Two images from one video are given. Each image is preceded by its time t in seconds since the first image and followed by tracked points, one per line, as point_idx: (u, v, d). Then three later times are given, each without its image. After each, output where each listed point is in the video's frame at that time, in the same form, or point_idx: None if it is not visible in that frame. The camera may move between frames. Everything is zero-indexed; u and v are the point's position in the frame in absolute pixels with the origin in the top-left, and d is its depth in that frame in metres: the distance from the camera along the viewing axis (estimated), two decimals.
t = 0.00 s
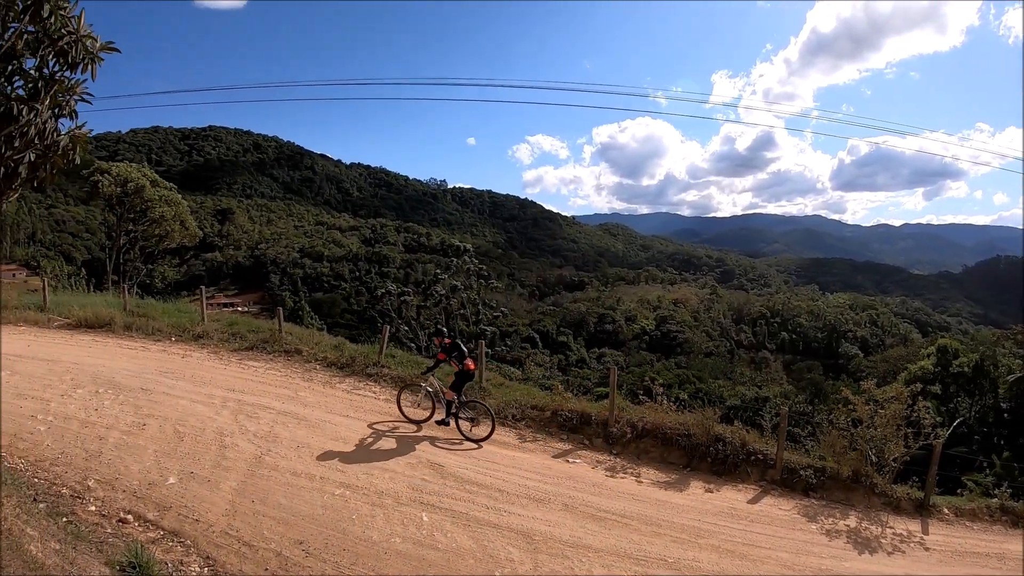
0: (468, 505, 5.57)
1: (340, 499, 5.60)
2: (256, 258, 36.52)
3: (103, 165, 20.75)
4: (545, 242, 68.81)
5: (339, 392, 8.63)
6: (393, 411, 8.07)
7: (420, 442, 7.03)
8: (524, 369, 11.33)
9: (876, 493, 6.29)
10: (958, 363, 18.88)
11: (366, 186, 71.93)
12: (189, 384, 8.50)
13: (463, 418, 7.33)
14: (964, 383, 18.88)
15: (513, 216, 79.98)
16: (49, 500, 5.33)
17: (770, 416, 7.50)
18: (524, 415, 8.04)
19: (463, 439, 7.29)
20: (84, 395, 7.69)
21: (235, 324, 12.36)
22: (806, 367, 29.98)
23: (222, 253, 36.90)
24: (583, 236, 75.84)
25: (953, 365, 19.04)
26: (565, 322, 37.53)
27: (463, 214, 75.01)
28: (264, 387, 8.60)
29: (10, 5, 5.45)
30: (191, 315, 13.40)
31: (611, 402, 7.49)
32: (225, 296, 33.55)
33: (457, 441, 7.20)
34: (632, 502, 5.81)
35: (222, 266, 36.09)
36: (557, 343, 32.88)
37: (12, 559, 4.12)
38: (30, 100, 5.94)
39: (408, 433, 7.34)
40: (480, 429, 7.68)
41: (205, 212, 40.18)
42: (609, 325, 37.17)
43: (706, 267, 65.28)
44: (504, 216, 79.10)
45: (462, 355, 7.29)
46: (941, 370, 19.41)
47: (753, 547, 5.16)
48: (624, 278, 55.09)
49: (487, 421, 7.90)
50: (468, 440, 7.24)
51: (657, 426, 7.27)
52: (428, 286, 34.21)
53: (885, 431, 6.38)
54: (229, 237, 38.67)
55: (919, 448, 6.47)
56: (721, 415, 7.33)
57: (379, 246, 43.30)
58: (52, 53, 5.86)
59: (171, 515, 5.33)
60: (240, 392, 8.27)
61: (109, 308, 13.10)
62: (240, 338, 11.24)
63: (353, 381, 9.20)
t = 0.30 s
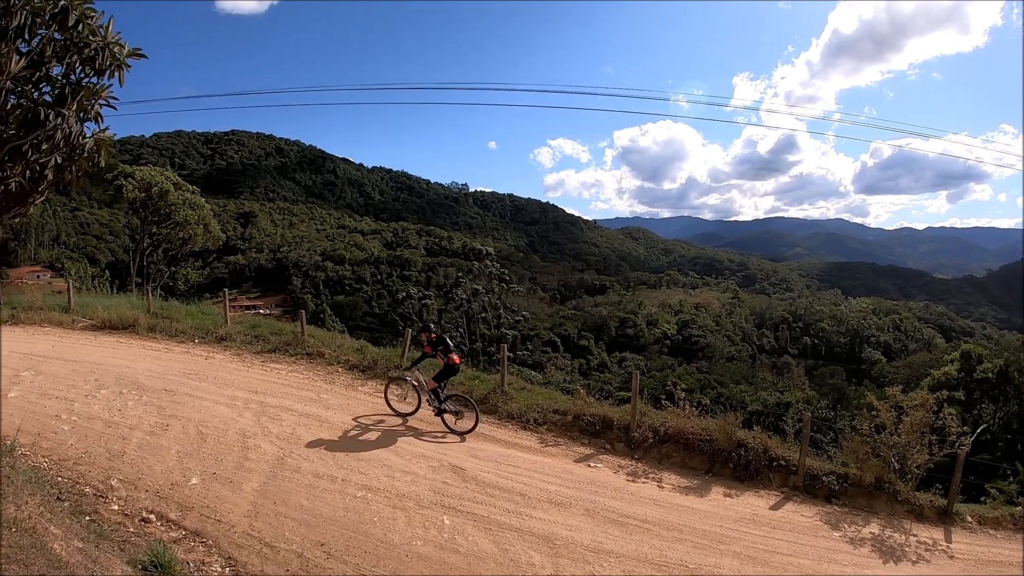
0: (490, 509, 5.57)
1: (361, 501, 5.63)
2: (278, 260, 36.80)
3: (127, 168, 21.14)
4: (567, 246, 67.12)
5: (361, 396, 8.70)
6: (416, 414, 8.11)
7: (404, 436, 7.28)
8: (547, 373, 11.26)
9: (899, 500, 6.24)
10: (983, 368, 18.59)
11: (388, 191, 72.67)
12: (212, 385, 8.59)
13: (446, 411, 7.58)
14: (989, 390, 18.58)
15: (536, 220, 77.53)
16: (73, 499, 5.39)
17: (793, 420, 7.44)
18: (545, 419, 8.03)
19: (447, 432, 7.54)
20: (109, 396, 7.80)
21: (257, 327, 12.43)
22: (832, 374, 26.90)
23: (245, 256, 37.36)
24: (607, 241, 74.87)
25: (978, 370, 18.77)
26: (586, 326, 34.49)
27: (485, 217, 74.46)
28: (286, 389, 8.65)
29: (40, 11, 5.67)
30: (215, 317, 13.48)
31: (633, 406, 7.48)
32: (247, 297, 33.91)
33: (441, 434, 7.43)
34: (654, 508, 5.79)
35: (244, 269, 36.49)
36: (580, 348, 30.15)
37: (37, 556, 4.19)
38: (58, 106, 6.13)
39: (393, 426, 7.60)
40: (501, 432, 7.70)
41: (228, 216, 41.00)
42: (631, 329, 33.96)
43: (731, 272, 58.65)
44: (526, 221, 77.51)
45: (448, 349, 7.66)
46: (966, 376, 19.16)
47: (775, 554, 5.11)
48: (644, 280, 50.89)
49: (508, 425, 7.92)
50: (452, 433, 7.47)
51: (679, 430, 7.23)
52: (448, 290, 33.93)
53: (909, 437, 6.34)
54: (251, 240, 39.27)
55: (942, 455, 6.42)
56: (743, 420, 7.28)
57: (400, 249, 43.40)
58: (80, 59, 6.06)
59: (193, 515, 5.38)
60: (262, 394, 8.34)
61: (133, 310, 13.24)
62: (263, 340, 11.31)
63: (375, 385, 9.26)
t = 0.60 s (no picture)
0: (510, 512, 5.58)
1: (382, 503, 5.66)
2: (298, 262, 36.70)
3: (150, 173, 21.59)
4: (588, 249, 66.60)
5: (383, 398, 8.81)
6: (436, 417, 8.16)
7: (412, 434, 7.43)
8: (567, 377, 11.25)
9: (920, 506, 6.17)
10: (1006, 374, 18.30)
11: (408, 195, 73.28)
12: (234, 387, 8.67)
13: (433, 404, 7.90)
14: (1012, 396, 18.26)
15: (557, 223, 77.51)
16: (96, 498, 5.46)
17: (815, 424, 7.39)
18: (566, 423, 8.04)
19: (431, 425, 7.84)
20: (131, 397, 7.91)
21: (277, 329, 12.49)
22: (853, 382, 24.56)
23: (265, 259, 36.66)
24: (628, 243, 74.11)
25: (1000, 376, 18.49)
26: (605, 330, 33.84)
27: (505, 221, 73.99)
28: (306, 391, 8.73)
29: (63, 17, 5.72)
30: (236, 320, 13.56)
31: (653, 410, 7.47)
32: (268, 300, 34.47)
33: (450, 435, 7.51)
34: (674, 513, 5.77)
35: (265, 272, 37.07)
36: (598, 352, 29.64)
37: (61, 556, 4.26)
38: (82, 109, 6.15)
39: (378, 419, 7.88)
40: (522, 435, 7.71)
41: (250, 219, 41.88)
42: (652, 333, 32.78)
43: (748, 276, 54.12)
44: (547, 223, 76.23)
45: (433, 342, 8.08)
46: (988, 382, 18.88)
47: (796, 560, 5.07)
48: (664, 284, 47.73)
49: (528, 428, 7.93)
50: (436, 426, 7.76)
51: (700, 434, 7.20)
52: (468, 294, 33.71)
53: (931, 443, 6.28)
54: (272, 243, 39.87)
55: (964, 461, 6.35)
56: (764, 425, 7.25)
57: (420, 252, 43.55)
58: (104, 63, 6.10)
59: (214, 515, 5.43)
60: (283, 396, 8.43)
61: (156, 312, 13.38)
62: (284, 342, 11.40)
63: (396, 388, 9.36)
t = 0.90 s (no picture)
0: (530, 516, 5.58)
1: (402, 506, 5.68)
2: (317, 265, 37.04)
3: (171, 176, 21.78)
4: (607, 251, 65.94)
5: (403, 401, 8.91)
6: (456, 420, 8.21)
7: (431, 436, 7.49)
8: (587, 381, 11.26)
9: (942, 513, 6.10)
10: None
11: (427, 197, 73.34)
12: (254, 388, 8.77)
13: (420, 399, 8.17)
14: None
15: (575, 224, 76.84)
16: (117, 498, 5.52)
17: (836, 430, 7.34)
18: (585, 426, 8.05)
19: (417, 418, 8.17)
20: (152, 398, 8.00)
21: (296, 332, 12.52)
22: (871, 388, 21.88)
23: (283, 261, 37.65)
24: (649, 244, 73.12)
25: None
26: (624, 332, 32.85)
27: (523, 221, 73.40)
28: (325, 394, 8.79)
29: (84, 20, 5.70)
30: (257, 322, 13.60)
31: (673, 414, 7.46)
32: (287, 302, 34.91)
33: (469, 438, 7.54)
34: (693, 517, 5.75)
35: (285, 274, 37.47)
36: (617, 355, 29.36)
37: (83, 556, 4.31)
38: (104, 113, 6.20)
39: (364, 413, 8.17)
40: (541, 439, 7.73)
41: (270, 222, 42.64)
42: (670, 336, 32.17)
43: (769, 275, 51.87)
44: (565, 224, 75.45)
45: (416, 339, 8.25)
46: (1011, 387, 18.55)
47: (816, 566, 5.04)
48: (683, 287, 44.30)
49: (548, 432, 7.96)
50: (422, 420, 8.08)
51: (720, 439, 7.19)
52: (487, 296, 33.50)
53: (954, 449, 6.22)
54: (291, 245, 40.31)
55: (987, 467, 6.28)
56: (784, 430, 7.21)
57: (439, 255, 43.50)
58: (124, 66, 6.16)
59: (234, 516, 5.47)
60: (303, 398, 8.51)
61: (177, 313, 13.54)
62: (304, 345, 11.45)
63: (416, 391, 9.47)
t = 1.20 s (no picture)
0: (550, 520, 5.60)
1: (421, 509, 5.71)
2: (336, 269, 38.19)
3: (191, 179, 22.48)
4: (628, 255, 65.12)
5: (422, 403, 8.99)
6: (476, 423, 8.27)
7: (450, 439, 7.55)
8: (605, 386, 11.27)
9: (963, 520, 6.03)
10: None
11: (446, 201, 73.18)
12: (273, 391, 8.86)
13: (404, 393, 8.50)
14: None
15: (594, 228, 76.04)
16: (138, 498, 5.59)
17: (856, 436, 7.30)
18: (604, 431, 8.08)
19: (403, 412, 8.49)
20: (173, 399, 8.10)
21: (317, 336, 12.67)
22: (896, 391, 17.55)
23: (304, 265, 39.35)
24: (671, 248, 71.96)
25: None
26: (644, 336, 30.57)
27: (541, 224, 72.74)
28: (347, 399, 8.85)
29: (110, 27, 5.77)
30: (277, 325, 13.71)
31: (693, 419, 7.47)
32: (305, 305, 35.28)
33: (489, 441, 7.57)
34: (713, 522, 5.74)
35: (304, 277, 38.25)
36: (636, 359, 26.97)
37: (105, 555, 4.36)
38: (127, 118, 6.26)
39: (352, 408, 8.50)
40: (561, 442, 7.75)
41: (288, 226, 43.68)
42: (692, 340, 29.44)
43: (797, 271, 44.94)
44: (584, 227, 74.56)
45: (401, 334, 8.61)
46: None
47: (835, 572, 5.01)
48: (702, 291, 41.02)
49: (567, 436, 7.98)
50: (407, 414, 8.40)
51: (740, 444, 7.20)
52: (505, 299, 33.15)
53: (976, 455, 6.16)
54: (309, 250, 41.41)
55: (1010, 474, 6.20)
56: (804, 435, 7.19)
57: (458, 258, 43.32)
58: (148, 73, 6.24)
59: (254, 518, 5.51)
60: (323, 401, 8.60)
61: (197, 316, 13.66)
62: (324, 348, 11.56)
63: (437, 394, 9.54)
